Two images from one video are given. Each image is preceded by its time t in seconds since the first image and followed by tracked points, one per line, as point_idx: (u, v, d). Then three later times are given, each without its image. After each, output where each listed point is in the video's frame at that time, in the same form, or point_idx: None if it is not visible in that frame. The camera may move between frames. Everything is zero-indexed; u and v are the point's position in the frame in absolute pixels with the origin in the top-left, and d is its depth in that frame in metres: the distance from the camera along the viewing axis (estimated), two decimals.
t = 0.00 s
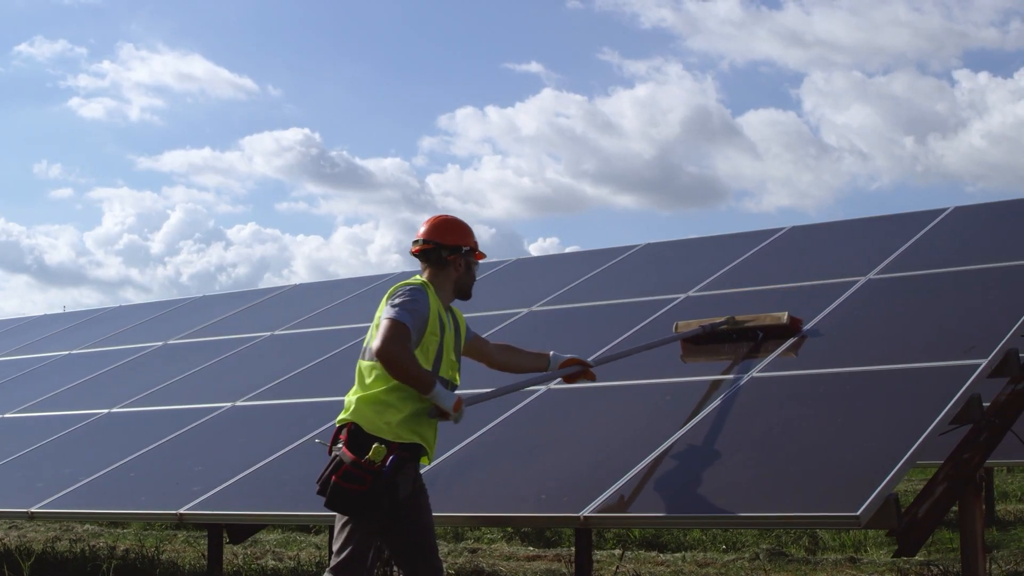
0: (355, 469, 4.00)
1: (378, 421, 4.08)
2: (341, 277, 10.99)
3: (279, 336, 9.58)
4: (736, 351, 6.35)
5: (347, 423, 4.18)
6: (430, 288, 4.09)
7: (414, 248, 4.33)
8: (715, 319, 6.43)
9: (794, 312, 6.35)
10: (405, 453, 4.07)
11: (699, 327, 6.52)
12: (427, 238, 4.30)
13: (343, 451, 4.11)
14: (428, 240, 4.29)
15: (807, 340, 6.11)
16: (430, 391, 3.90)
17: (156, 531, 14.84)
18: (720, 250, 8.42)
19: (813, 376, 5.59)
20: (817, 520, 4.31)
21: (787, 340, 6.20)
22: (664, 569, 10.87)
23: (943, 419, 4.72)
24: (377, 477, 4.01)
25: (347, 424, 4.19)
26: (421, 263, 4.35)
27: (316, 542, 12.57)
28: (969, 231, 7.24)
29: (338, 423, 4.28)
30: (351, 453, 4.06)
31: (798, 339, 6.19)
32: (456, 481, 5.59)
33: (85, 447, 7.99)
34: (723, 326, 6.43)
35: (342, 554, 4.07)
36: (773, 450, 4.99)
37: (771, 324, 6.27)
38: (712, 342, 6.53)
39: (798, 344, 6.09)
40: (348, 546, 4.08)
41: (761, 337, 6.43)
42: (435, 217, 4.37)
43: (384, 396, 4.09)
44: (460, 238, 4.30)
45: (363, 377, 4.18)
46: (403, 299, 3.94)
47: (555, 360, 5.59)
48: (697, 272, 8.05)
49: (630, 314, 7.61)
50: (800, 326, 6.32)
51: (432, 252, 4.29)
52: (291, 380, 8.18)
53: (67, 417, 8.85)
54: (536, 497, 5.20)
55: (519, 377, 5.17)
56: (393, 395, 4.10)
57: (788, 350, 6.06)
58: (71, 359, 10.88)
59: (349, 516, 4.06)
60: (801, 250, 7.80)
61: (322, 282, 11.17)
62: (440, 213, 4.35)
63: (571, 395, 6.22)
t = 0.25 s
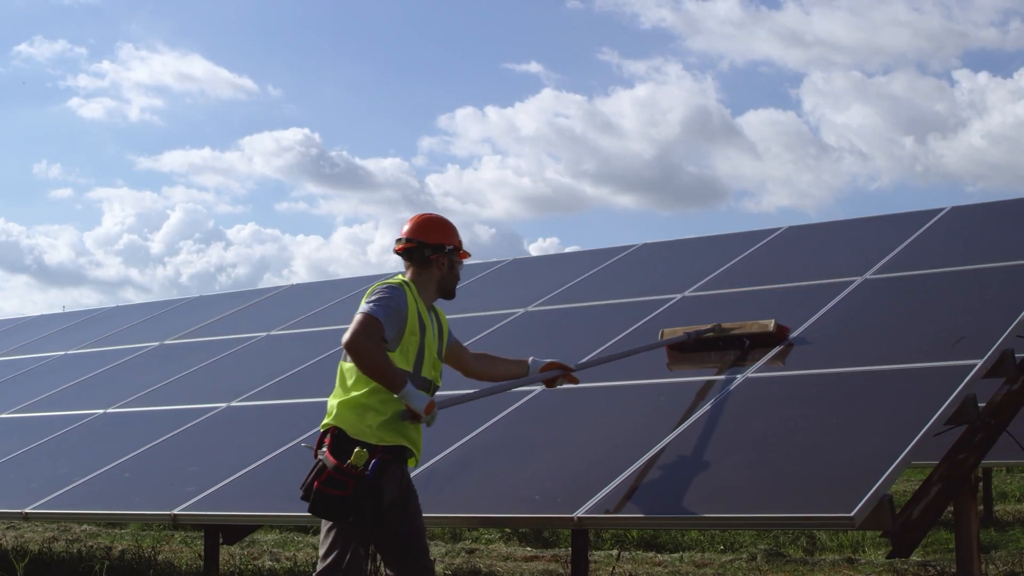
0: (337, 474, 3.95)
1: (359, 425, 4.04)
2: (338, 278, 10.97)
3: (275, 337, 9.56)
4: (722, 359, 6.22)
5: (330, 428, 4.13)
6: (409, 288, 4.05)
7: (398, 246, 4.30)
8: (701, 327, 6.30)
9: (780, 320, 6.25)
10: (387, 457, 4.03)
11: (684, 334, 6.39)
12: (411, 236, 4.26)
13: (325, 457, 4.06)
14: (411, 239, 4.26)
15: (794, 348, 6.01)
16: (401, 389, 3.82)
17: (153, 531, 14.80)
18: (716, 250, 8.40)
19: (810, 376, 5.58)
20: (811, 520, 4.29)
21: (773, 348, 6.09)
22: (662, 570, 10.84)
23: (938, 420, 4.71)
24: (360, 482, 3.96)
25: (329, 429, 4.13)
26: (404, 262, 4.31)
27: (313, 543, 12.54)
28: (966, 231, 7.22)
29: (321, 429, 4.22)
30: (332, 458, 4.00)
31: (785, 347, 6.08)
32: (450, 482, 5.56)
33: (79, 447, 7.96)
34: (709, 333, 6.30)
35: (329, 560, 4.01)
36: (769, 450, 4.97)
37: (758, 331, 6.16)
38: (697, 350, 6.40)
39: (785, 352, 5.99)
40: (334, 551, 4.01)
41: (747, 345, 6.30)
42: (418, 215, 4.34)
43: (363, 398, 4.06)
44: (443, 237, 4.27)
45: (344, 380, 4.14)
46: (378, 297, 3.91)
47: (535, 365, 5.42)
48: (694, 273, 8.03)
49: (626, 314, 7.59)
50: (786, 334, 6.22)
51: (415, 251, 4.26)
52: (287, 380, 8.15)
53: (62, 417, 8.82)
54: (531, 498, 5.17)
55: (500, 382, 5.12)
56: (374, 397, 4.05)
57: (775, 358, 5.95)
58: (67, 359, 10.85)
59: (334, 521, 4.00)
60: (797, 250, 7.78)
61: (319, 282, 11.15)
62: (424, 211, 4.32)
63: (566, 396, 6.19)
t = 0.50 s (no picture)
0: (318, 479, 3.90)
1: (338, 427, 4.00)
2: (336, 277, 10.96)
3: (271, 337, 9.54)
4: (708, 367, 6.10)
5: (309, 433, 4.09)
6: (386, 288, 4.01)
7: (378, 244, 4.27)
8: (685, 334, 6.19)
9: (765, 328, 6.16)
10: (367, 458, 4.00)
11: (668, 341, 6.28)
12: (392, 235, 4.23)
13: (304, 461, 4.01)
14: (391, 237, 4.24)
15: (779, 357, 5.92)
16: (373, 390, 3.77)
17: (150, 531, 14.78)
18: (713, 250, 8.39)
19: (805, 377, 5.56)
20: (804, 521, 4.28)
21: (759, 356, 6.00)
22: (659, 571, 10.81)
23: (931, 421, 4.70)
24: (340, 485, 3.92)
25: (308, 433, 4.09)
26: (385, 261, 4.28)
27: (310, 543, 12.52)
28: (962, 230, 7.20)
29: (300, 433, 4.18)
30: (312, 462, 3.96)
31: (770, 355, 6.00)
32: (444, 481, 5.54)
33: (74, 447, 7.94)
34: (694, 341, 6.20)
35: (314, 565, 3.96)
36: (761, 450, 4.96)
37: (743, 339, 6.06)
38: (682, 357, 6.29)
39: (770, 360, 5.90)
40: (318, 556, 3.97)
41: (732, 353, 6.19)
42: (400, 213, 4.31)
43: (340, 399, 4.01)
44: (424, 236, 4.24)
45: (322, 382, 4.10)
46: (354, 295, 3.87)
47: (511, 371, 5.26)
48: (690, 273, 8.02)
49: (622, 314, 7.58)
50: (771, 341, 6.13)
51: (395, 250, 4.23)
52: (282, 379, 8.13)
53: (58, 417, 8.81)
54: (524, 498, 5.16)
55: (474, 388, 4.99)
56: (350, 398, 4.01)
57: (760, 366, 5.85)
58: (64, 359, 10.84)
59: (316, 526, 3.96)
60: (794, 251, 7.76)
61: (317, 282, 11.13)
62: (405, 210, 4.29)
63: (561, 396, 6.19)
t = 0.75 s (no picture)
0: (302, 478, 3.89)
1: (321, 428, 3.98)
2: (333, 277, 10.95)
3: (268, 336, 9.52)
4: (696, 373, 6.01)
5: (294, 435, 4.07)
6: (367, 287, 3.99)
7: (363, 242, 4.26)
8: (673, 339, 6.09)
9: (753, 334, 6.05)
10: (351, 455, 3.98)
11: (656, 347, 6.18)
12: (375, 232, 4.22)
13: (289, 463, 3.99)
14: (375, 234, 4.22)
15: (768, 364, 5.84)
16: (349, 391, 3.77)
17: (148, 532, 14.76)
18: (710, 250, 8.38)
19: (801, 378, 5.55)
20: (799, 522, 4.27)
21: (747, 363, 5.91)
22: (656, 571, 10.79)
23: (927, 422, 4.70)
24: (326, 484, 3.90)
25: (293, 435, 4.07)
26: (369, 259, 4.27)
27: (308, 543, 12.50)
28: (959, 231, 7.20)
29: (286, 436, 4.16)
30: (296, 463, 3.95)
31: (758, 362, 5.90)
32: (439, 482, 5.52)
33: (70, 447, 7.93)
34: (682, 347, 6.10)
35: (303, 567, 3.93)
36: (756, 450, 4.95)
37: (731, 346, 5.96)
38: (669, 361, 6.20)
39: (758, 368, 5.81)
40: (307, 559, 3.94)
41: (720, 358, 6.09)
42: (384, 211, 4.30)
43: (321, 398, 4.00)
44: (408, 234, 4.22)
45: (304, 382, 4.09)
46: (333, 295, 3.85)
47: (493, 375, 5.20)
48: (687, 273, 8.01)
49: (618, 314, 7.57)
50: (760, 347, 6.04)
51: (379, 247, 4.21)
52: (278, 379, 8.12)
53: (54, 418, 8.79)
54: (520, 499, 5.14)
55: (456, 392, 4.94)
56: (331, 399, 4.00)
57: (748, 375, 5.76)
58: (61, 359, 10.82)
59: (303, 527, 3.93)
60: (791, 251, 7.75)
61: (314, 282, 11.12)
62: (390, 207, 4.28)
63: (557, 396, 6.18)
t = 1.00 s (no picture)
0: (289, 479, 3.85)
1: (307, 428, 3.96)
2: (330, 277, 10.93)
3: (265, 336, 9.50)
4: (683, 379, 5.94)
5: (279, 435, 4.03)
6: (350, 286, 3.98)
7: (346, 239, 4.24)
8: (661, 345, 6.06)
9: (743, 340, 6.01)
10: (338, 455, 3.94)
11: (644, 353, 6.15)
12: (358, 230, 4.19)
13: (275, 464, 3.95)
14: (359, 232, 4.20)
15: (756, 369, 5.77)
16: (325, 392, 3.73)
17: (146, 532, 14.74)
18: (707, 250, 8.36)
19: (798, 378, 5.54)
20: (793, 523, 4.26)
21: (735, 368, 5.85)
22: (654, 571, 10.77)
23: (923, 422, 4.68)
24: (313, 484, 3.86)
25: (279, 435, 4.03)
26: (352, 257, 4.25)
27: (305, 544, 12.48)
28: (956, 231, 7.18)
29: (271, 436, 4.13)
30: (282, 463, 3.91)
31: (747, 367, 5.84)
32: (433, 482, 5.50)
33: (66, 447, 7.91)
34: (670, 352, 6.07)
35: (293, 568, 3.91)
36: (750, 451, 4.94)
37: (720, 350, 5.92)
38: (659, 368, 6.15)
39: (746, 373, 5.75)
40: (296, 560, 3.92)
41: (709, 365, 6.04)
42: (367, 209, 4.28)
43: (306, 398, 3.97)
44: (391, 231, 4.20)
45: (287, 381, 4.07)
46: (314, 295, 3.84)
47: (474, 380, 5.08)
48: (684, 273, 7.99)
49: (614, 314, 7.55)
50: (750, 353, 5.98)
51: (362, 245, 4.19)
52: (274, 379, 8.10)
53: (50, 418, 8.77)
54: (514, 500, 5.11)
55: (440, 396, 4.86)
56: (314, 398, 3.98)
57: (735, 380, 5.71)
58: (57, 359, 10.80)
59: (292, 528, 3.90)
60: (788, 251, 7.73)
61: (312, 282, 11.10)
62: (373, 205, 4.26)
63: (552, 397, 6.16)
